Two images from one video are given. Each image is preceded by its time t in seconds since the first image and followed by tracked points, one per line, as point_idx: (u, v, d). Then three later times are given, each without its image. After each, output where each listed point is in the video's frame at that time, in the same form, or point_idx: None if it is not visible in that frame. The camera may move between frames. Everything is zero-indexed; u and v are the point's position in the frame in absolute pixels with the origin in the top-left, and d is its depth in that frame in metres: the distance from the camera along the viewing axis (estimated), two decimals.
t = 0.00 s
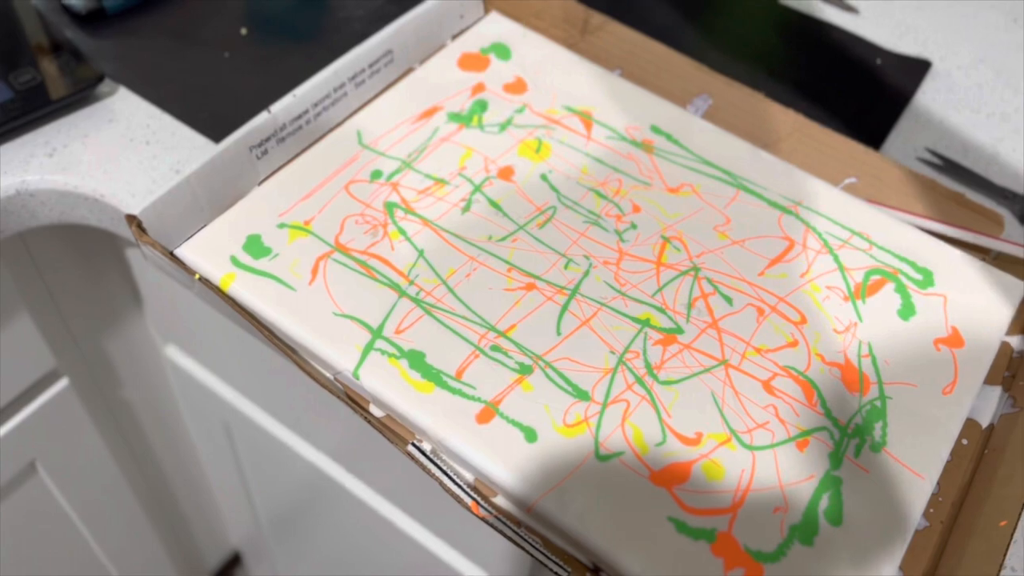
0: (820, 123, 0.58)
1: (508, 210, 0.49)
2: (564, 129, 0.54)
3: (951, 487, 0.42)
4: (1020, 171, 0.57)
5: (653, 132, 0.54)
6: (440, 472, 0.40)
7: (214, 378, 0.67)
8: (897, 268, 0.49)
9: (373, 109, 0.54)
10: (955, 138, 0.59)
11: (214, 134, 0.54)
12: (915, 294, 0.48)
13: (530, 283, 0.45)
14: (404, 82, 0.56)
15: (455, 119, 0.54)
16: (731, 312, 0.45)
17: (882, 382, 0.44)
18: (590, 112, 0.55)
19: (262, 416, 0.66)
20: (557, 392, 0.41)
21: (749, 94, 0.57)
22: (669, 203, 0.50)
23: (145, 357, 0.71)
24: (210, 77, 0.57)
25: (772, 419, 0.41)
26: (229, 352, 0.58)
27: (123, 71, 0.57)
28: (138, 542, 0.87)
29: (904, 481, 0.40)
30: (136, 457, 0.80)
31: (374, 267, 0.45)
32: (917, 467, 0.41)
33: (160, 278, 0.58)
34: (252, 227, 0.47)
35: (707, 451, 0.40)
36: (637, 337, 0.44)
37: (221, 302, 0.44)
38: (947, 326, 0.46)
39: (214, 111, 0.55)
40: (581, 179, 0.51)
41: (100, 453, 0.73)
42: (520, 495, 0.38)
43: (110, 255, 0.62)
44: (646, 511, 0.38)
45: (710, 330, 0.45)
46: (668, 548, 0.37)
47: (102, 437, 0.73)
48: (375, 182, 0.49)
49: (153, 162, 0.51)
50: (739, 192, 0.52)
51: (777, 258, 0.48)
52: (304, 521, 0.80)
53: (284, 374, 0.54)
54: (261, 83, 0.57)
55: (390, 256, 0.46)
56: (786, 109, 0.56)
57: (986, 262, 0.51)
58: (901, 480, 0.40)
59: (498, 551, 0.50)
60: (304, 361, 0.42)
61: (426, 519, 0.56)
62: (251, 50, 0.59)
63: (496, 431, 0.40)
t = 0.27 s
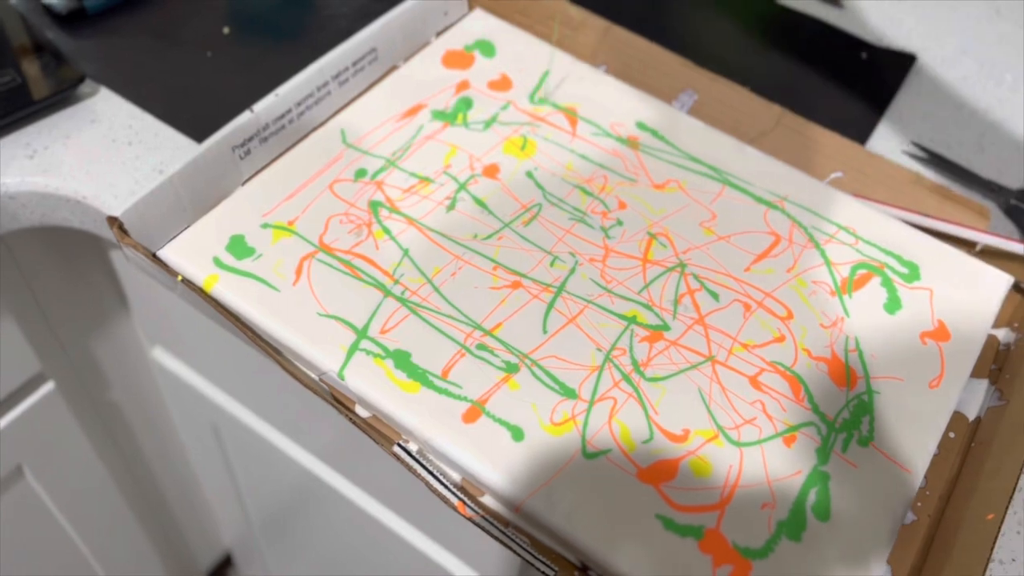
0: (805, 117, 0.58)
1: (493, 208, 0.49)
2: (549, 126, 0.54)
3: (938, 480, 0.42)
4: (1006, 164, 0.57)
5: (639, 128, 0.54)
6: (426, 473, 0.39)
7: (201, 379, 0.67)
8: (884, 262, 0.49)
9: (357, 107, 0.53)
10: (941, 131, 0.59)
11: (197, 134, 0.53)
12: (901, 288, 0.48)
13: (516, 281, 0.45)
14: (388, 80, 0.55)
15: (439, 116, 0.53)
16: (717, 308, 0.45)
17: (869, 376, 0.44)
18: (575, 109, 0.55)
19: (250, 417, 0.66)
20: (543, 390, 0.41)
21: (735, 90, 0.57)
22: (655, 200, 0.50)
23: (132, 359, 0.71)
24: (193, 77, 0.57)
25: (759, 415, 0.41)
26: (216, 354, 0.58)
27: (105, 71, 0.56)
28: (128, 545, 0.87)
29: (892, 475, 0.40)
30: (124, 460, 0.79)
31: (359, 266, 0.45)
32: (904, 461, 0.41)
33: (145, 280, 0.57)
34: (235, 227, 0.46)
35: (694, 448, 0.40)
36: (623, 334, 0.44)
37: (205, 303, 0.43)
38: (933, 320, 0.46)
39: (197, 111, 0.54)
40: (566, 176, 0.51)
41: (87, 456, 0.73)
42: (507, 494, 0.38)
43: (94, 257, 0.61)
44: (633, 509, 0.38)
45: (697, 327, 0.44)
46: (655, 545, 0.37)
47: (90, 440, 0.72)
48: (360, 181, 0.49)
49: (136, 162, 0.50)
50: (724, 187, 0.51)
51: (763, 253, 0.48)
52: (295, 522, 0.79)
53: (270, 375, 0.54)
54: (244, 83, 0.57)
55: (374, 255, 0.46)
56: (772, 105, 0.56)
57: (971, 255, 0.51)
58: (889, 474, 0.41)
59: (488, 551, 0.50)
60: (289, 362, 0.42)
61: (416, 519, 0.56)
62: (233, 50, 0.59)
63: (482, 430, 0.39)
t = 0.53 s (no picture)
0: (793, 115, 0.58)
1: (482, 209, 0.49)
2: (537, 126, 0.54)
3: (930, 478, 0.42)
4: (993, 161, 0.57)
5: (627, 128, 0.54)
6: (418, 478, 0.39)
7: (190, 384, 0.67)
8: (873, 259, 0.49)
9: (343, 110, 0.53)
10: (928, 127, 0.59)
11: (183, 137, 0.53)
12: (891, 285, 0.48)
13: (506, 283, 0.45)
14: (375, 81, 0.55)
15: (426, 118, 0.53)
16: (707, 307, 0.45)
17: (859, 374, 0.44)
18: (563, 109, 0.55)
19: (240, 422, 0.65)
20: (534, 393, 0.41)
21: (722, 88, 0.56)
22: (644, 200, 0.50)
23: (120, 365, 0.70)
24: (177, 80, 0.56)
25: (750, 415, 0.41)
26: (205, 359, 0.58)
27: (89, 75, 0.56)
28: (119, 550, 0.86)
29: (884, 473, 0.40)
30: (114, 466, 0.79)
31: (347, 270, 0.45)
32: (896, 459, 0.41)
33: (130, 286, 0.57)
34: (222, 232, 0.46)
35: (686, 449, 0.40)
36: (613, 336, 0.44)
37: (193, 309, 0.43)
38: (923, 317, 0.46)
39: (182, 115, 0.54)
40: (555, 176, 0.51)
41: (76, 463, 0.72)
42: (499, 498, 0.38)
43: (80, 263, 0.61)
44: (626, 511, 0.38)
45: (687, 327, 0.44)
46: (648, 547, 0.37)
47: (78, 446, 0.72)
48: (347, 184, 0.49)
49: (121, 168, 0.50)
50: (713, 186, 0.51)
51: (753, 252, 0.48)
52: (288, 527, 0.79)
53: (260, 380, 0.53)
54: (229, 86, 0.56)
55: (363, 259, 0.45)
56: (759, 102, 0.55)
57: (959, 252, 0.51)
58: (880, 472, 0.41)
59: (481, 555, 0.49)
60: (277, 369, 0.42)
61: (409, 523, 0.56)
62: (218, 53, 0.59)
63: (474, 434, 0.39)
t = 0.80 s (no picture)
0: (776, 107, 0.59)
1: (466, 205, 0.49)
2: (521, 121, 0.54)
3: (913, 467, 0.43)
4: (975, 151, 0.58)
5: (610, 122, 0.54)
6: (404, 475, 0.39)
7: (178, 385, 0.66)
8: (856, 250, 0.49)
9: (326, 107, 0.53)
10: (910, 118, 0.60)
11: (165, 137, 0.53)
12: (874, 275, 0.48)
13: (491, 279, 0.45)
14: (358, 78, 0.55)
15: (409, 115, 0.53)
16: (692, 299, 0.46)
17: (843, 363, 0.44)
18: (547, 103, 0.55)
19: (229, 422, 0.65)
20: (521, 387, 0.41)
21: (705, 82, 0.57)
22: (628, 193, 0.50)
23: (108, 367, 0.70)
24: (159, 79, 0.56)
25: (735, 405, 0.42)
26: (192, 359, 0.58)
27: (70, 75, 0.55)
28: (109, 551, 0.86)
29: (868, 461, 0.41)
30: (103, 468, 0.79)
31: (332, 268, 0.45)
32: (880, 448, 0.41)
33: (115, 288, 0.57)
34: (207, 231, 0.46)
35: (672, 440, 0.40)
36: (598, 329, 0.44)
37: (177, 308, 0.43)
38: (906, 306, 0.47)
39: (165, 115, 0.54)
40: (539, 171, 0.51)
41: (64, 465, 0.72)
42: (487, 492, 0.38)
43: (65, 264, 0.60)
44: (613, 503, 0.38)
45: (672, 319, 0.45)
46: (634, 538, 0.37)
47: (66, 448, 0.71)
48: (331, 181, 0.49)
49: (103, 168, 0.50)
50: (697, 179, 0.52)
51: (736, 243, 0.48)
52: (279, 526, 0.79)
53: (247, 380, 0.53)
54: (212, 85, 0.56)
55: (348, 256, 0.45)
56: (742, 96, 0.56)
57: (941, 240, 0.52)
58: (864, 459, 0.41)
59: (471, 550, 0.50)
60: (263, 367, 0.42)
61: (399, 520, 0.56)
62: (200, 51, 0.58)
63: (460, 429, 0.39)
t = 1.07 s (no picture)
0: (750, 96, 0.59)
1: (441, 196, 0.49)
2: (496, 113, 0.54)
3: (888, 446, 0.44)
4: (947, 138, 0.58)
5: (585, 112, 0.54)
6: (380, 464, 0.39)
7: (158, 382, 0.66)
8: (829, 236, 0.49)
9: (301, 101, 0.53)
10: (883, 106, 0.60)
11: (139, 133, 0.52)
12: (847, 260, 0.48)
13: (466, 269, 0.45)
14: (333, 72, 0.55)
15: (384, 108, 0.53)
16: (666, 287, 0.46)
17: (816, 347, 0.44)
18: (522, 95, 0.55)
19: (210, 419, 0.65)
20: (496, 376, 0.41)
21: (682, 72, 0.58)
22: (603, 182, 0.51)
23: (88, 365, 0.70)
24: (133, 75, 0.56)
25: (709, 391, 0.42)
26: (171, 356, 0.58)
27: (42, 71, 0.55)
28: (93, 551, 0.86)
29: (840, 443, 0.41)
30: (85, 467, 0.78)
31: (307, 261, 0.45)
32: (852, 430, 0.42)
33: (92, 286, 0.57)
34: (181, 226, 0.46)
35: (647, 426, 0.40)
36: (573, 317, 0.44)
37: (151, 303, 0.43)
38: (878, 290, 0.47)
39: (139, 111, 0.54)
40: (514, 162, 0.51)
41: (45, 464, 0.72)
42: (462, 481, 0.38)
43: (42, 263, 0.60)
44: (588, 489, 0.38)
45: (647, 307, 0.45)
46: (609, 524, 0.37)
47: (47, 448, 0.71)
48: (305, 175, 0.49)
49: (77, 165, 0.50)
50: (671, 167, 0.52)
51: (710, 231, 0.49)
52: (263, 523, 0.79)
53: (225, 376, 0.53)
54: (186, 81, 0.56)
55: (323, 249, 0.45)
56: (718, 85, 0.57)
57: (914, 224, 0.52)
58: (837, 443, 0.41)
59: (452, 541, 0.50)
60: (240, 361, 0.42)
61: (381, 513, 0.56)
62: (174, 47, 0.58)
63: (436, 418, 0.40)
